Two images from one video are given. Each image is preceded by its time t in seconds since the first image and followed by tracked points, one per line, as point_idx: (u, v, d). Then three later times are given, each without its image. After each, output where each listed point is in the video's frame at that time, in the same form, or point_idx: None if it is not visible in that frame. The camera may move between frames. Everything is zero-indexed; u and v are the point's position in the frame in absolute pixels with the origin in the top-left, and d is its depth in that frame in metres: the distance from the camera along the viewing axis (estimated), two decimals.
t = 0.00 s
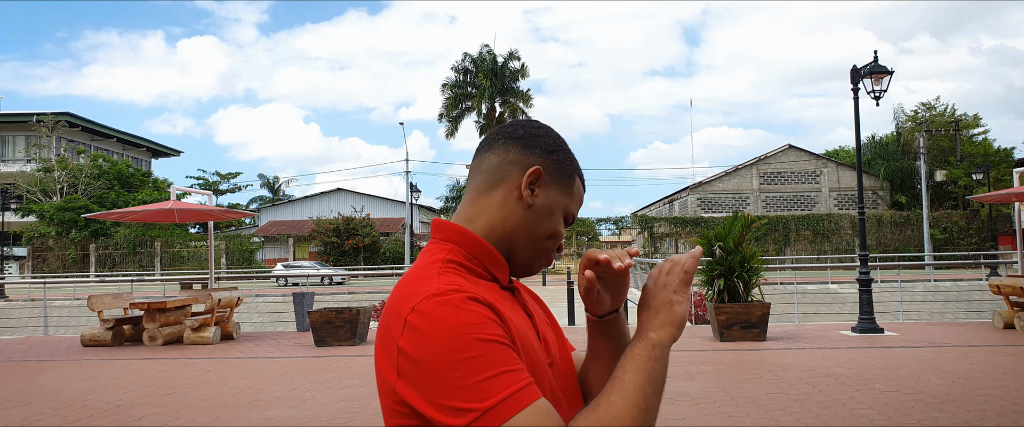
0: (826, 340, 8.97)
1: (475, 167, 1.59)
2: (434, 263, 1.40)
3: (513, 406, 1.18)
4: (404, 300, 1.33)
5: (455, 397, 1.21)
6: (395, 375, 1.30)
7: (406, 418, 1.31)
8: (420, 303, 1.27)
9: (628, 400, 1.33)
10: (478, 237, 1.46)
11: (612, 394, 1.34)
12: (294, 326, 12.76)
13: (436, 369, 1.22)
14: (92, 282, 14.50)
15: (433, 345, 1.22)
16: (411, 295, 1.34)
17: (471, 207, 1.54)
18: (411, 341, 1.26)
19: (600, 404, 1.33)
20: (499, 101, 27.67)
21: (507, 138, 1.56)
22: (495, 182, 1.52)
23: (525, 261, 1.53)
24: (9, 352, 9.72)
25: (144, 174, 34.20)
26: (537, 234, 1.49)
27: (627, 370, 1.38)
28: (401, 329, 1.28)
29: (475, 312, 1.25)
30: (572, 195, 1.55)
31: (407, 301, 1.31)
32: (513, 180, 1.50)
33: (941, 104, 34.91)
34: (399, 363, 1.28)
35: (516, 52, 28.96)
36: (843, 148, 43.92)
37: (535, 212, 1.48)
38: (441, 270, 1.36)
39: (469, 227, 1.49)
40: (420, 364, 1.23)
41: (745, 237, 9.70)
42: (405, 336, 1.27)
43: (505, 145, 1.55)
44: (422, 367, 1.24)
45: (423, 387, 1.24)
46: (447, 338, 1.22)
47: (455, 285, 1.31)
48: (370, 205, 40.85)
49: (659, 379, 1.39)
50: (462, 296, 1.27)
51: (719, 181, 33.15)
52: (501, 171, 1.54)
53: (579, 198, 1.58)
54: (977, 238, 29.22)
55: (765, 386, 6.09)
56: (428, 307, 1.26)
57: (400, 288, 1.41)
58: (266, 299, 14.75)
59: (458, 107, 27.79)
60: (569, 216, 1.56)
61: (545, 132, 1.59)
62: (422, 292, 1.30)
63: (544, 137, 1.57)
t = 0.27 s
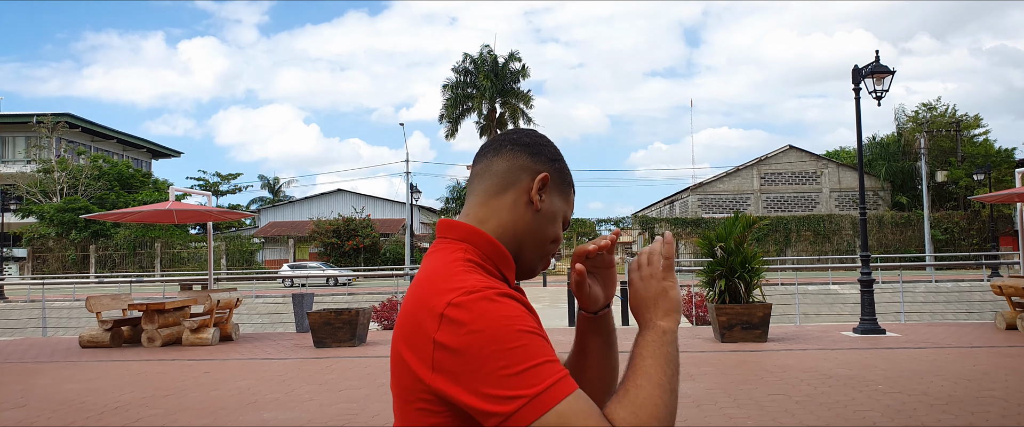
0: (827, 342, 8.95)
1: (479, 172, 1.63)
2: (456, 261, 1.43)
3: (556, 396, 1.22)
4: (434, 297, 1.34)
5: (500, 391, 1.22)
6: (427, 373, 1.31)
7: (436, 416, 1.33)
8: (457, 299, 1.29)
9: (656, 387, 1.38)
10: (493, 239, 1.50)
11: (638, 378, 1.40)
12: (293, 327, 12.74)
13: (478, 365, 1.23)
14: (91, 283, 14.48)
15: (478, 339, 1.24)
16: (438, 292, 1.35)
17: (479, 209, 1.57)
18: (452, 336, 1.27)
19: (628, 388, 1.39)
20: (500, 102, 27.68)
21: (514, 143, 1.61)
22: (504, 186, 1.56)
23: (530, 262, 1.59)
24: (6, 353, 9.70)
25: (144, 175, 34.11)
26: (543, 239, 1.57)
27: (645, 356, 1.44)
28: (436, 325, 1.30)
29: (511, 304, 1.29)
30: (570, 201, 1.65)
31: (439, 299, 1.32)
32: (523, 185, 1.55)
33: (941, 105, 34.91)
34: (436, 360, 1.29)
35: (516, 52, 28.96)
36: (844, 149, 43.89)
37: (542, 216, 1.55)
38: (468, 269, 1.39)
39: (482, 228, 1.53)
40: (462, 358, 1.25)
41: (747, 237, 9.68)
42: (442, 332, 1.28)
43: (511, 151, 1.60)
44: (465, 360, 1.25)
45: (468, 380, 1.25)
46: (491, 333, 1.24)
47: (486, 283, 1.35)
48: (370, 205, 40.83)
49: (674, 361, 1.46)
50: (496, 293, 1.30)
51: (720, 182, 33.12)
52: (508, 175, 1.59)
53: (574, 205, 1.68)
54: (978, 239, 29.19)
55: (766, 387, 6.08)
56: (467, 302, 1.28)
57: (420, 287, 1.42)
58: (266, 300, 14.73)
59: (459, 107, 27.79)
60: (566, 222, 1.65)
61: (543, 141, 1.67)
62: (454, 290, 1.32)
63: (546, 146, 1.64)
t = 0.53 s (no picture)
0: (829, 342, 8.92)
1: (489, 170, 1.65)
2: (481, 256, 1.44)
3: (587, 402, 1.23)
4: (466, 290, 1.35)
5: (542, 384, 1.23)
6: (462, 366, 1.31)
7: (464, 409, 1.34)
8: (493, 292, 1.30)
9: None
10: (510, 235, 1.54)
11: None
12: (293, 328, 12.73)
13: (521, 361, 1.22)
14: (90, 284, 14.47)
15: (520, 333, 1.24)
16: (470, 285, 1.36)
17: (491, 207, 1.60)
18: (493, 330, 1.26)
19: None
20: (500, 102, 27.67)
21: (522, 143, 1.65)
22: (516, 185, 1.60)
23: (537, 259, 1.63)
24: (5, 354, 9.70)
25: (144, 175, 33.95)
26: (553, 238, 1.63)
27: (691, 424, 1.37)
28: (472, 318, 1.29)
29: (543, 300, 1.32)
30: (572, 203, 1.71)
31: (473, 292, 1.32)
32: (535, 185, 1.60)
33: (943, 105, 34.92)
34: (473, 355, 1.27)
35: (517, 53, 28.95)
36: (845, 149, 43.84)
37: (551, 213, 1.61)
38: (496, 264, 1.41)
39: (497, 223, 1.56)
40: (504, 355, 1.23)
41: (748, 238, 9.66)
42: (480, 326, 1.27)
43: (519, 151, 1.64)
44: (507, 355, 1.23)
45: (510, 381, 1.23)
46: (533, 326, 1.25)
47: (516, 277, 1.37)
48: (371, 206, 40.83)
49: None
50: (531, 287, 1.32)
51: (721, 182, 33.09)
52: (518, 175, 1.63)
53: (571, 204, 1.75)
54: (978, 240, 29.18)
55: (768, 389, 6.05)
56: (506, 295, 1.29)
57: (445, 281, 1.41)
58: (266, 301, 14.72)
59: (459, 108, 27.79)
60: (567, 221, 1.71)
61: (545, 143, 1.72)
62: (489, 283, 1.33)
63: (552, 149, 1.68)
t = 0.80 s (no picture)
0: (829, 343, 8.91)
1: (501, 173, 1.65)
2: (507, 259, 1.44)
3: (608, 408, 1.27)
4: (499, 293, 1.34)
5: (580, 386, 1.25)
6: (498, 367, 1.31)
7: (497, 407, 1.33)
8: (528, 292, 1.30)
9: None
10: (530, 237, 1.56)
11: None
12: (293, 329, 12.73)
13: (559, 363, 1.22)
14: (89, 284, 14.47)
15: (562, 333, 1.26)
16: (508, 283, 1.36)
17: (504, 211, 1.60)
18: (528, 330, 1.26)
19: None
20: (500, 102, 27.67)
21: (533, 146, 1.66)
22: (529, 188, 1.61)
23: (548, 262, 1.66)
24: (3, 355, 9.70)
25: (144, 176, 33.91)
26: (563, 241, 1.66)
27: None
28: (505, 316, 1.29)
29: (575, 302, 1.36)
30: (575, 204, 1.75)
31: (508, 291, 1.32)
32: (549, 187, 1.62)
33: (943, 105, 34.91)
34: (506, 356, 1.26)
35: (517, 53, 28.97)
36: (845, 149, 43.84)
37: (563, 216, 1.63)
38: (524, 266, 1.42)
39: (516, 226, 1.57)
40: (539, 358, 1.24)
41: (749, 238, 9.64)
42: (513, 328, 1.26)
43: (531, 154, 1.65)
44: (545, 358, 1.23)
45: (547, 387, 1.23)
46: (571, 329, 1.27)
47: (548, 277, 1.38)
48: (371, 207, 40.82)
49: None
50: (567, 291, 1.35)
51: (721, 182, 33.10)
52: (530, 177, 1.64)
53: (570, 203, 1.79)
54: (979, 240, 29.16)
55: (768, 389, 6.04)
56: (541, 297, 1.30)
57: (476, 281, 1.41)
58: (265, 302, 14.72)
59: (459, 108, 27.80)
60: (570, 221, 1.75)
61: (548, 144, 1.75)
62: (529, 281, 1.35)
63: (556, 151, 1.71)
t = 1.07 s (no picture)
0: (830, 343, 8.90)
1: (522, 177, 1.66)
2: (546, 261, 1.46)
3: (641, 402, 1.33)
4: (549, 296, 1.37)
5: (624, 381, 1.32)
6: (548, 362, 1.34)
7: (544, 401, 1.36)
8: (582, 295, 1.34)
9: None
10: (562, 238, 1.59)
11: None
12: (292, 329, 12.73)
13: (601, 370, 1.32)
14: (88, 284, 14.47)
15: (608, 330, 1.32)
16: (555, 280, 1.39)
17: (529, 214, 1.62)
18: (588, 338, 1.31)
19: None
20: (500, 102, 27.67)
21: (551, 149, 1.67)
22: (552, 191, 1.63)
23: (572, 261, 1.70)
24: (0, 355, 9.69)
25: (144, 176, 33.88)
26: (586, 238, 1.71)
27: None
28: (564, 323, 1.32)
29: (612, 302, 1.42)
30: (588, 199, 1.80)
31: (560, 293, 1.35)
32: (571, 189, 1.65)
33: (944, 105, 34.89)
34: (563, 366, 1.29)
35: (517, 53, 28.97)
36: (846, 149, 43.82)
37: (584, 219, 1.66)
38: (565, 265, 1.46)
39: (549, 227, 1.59)
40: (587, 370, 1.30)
41: (749, 237, 9.62)
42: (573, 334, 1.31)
43: (551, 158, 1.66)
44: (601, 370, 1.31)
45: (600, 381, 1.29)
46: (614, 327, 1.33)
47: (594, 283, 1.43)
48: (371, 207, 40.81)
49: None
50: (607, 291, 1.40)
51: (721, 182, 33.10)
52: (552, 180, 1.65)
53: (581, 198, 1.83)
54: (980, 240, 29.13)
55: (769, 390, 6.02)
56: (597, 303, 1.35)
57: (521, 276, 1.43)
58: (265, 302, 14.72)
59: (460, 108, 27.80)
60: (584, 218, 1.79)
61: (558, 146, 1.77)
62: (576, 279, 1.39)
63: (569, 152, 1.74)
